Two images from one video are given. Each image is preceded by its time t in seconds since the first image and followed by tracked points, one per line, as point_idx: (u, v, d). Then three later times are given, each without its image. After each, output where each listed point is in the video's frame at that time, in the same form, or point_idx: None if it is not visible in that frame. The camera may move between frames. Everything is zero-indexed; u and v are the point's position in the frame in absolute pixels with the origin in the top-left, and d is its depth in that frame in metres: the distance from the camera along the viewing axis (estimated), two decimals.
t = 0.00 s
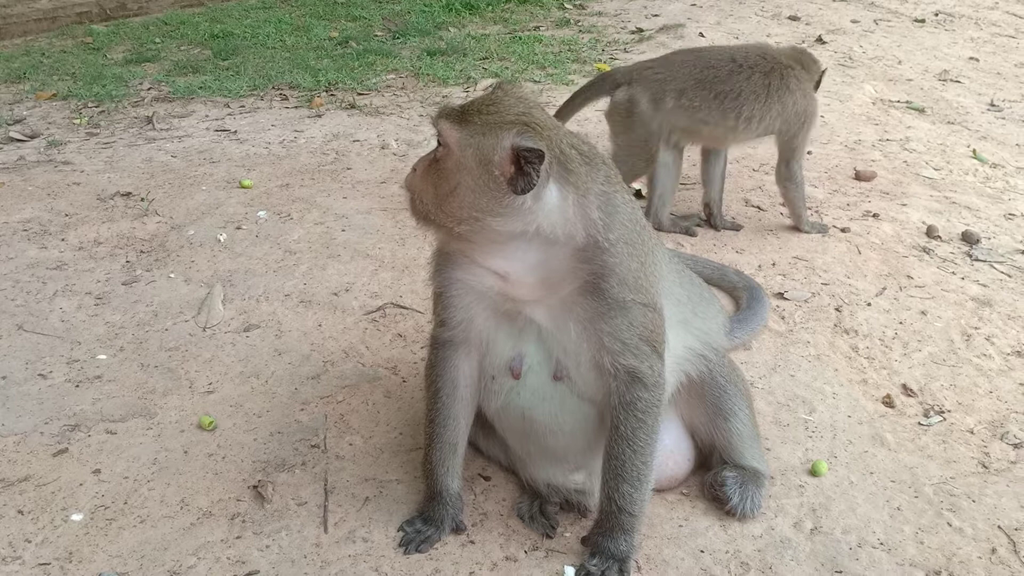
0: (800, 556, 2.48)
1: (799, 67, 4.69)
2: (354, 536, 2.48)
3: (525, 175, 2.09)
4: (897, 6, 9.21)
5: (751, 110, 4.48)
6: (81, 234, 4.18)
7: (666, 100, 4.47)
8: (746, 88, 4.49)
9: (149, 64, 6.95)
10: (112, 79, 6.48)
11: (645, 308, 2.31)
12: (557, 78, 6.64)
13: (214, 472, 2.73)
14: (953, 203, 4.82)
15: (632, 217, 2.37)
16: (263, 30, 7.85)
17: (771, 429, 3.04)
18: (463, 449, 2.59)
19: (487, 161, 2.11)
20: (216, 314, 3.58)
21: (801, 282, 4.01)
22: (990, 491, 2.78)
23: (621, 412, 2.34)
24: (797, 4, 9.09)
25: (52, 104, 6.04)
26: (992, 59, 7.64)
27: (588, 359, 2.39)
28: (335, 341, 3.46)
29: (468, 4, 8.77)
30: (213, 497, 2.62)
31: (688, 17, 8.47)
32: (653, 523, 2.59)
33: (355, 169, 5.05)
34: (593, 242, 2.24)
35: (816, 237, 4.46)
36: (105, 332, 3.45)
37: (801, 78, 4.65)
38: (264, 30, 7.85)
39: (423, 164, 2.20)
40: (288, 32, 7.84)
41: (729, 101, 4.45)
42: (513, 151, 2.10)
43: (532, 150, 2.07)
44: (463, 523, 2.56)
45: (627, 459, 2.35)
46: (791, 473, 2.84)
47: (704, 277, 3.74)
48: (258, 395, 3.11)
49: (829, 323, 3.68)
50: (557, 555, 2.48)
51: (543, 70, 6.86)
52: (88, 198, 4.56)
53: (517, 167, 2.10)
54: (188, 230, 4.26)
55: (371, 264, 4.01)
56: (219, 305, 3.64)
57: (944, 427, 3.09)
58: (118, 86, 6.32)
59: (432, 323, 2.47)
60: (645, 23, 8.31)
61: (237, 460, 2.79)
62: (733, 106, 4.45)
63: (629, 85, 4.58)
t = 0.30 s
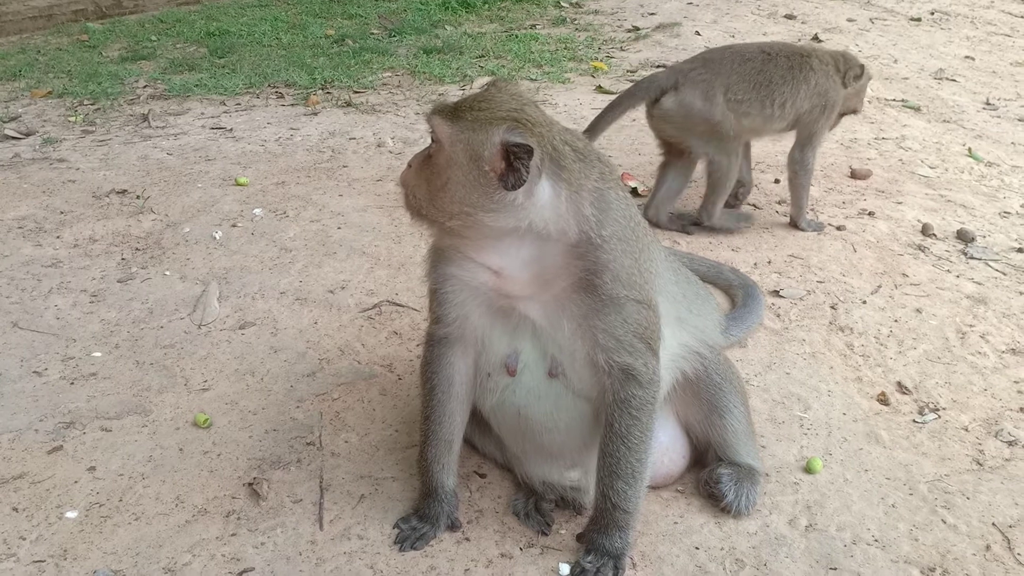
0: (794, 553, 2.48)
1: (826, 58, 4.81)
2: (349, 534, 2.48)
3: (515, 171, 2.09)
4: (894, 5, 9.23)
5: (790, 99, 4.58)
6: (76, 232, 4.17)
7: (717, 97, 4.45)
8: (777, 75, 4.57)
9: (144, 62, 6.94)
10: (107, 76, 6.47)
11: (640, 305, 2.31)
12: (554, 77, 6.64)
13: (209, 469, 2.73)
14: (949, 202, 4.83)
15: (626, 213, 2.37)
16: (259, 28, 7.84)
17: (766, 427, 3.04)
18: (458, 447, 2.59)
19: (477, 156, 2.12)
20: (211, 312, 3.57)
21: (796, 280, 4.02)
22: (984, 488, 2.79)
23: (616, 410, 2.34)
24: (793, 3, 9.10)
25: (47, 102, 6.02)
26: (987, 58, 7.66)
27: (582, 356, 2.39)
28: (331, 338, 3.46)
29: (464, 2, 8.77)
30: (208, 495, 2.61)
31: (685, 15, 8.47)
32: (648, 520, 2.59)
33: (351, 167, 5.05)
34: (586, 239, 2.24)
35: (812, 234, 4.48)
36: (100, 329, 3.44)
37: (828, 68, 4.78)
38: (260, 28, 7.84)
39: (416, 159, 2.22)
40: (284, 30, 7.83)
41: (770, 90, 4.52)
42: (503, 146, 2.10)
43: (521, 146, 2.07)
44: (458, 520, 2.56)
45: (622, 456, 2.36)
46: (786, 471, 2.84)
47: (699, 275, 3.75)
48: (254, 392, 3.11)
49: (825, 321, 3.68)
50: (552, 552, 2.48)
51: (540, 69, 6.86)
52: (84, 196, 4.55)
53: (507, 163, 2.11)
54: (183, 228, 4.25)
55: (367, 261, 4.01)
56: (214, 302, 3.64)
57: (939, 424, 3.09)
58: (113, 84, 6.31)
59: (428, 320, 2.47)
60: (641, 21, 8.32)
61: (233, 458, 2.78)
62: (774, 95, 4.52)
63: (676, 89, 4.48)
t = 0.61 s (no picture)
0: (795, 553, 2.48)
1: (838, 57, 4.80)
2: (349, 534, 2.48)
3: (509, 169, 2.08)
4: (892, 4, 9.23)
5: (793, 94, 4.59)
6: (74, 231, 4.16)
7: (725, 99, 4.56)
8: (779, 69, 4.59)
9: (142, 61, 6.92)
10: (105, 76, 6.45)
11: (638, 305, 2.30)
12: (552, 76, 6.63)
13: (207, 470, 2.72)
14: (947, 200, 4.83)
15: (624, 211, 2.36)
16: (256, 27, 7.82)
17: (766, 426, 3.04)
18: (458, 447, 2.58)
19: (471, 154, 2.11)
20: (210, 312, 3.56)
21: (795, 279, 4.02)
22: (984, 487, 2.79)
23: (614, 410, 2.34)
24: (791, 2, 9.11)
25: (44, 101, 6.01)
26: (986, 57, 7.66)
27: (581, 356, 2.38)
28: (330, 338, 3.45)
29: (462, 2, 8.77)
30: (207, 496, 2.61)
31: (683, 14, 8.47)
32: (648, 520, 2.59)
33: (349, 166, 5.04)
34: (583, 238, 2.24)
35: (811, 234, 4.49)
36: (99, 329, 3.43)
37: (838, 68, 4.78)
38: (257, 27, 7.83)
39: (414, 158, 2.22)
40: (281, 30, 7.82)
41: (770, 85, 4.56)
42: (497, 145, 2.09)
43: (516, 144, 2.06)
44: (458, 520, 2.55)
45: (621, 456, 2.35)
46: (786, 470, 2.84)
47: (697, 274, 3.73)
48: (252, 393, 3.10)
49: (824, 320, 3.68)
50: (552, 553, 2.48)
51: (538, 68, 6.85)
52: (81, 195, 4.54)
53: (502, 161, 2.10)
54: (182, 227, 4.24)
55: (366, 261, 4.00)
56: (213, 302, 3.63)
57: (939, 424, 3.09)
58: (111, 84, 6.30)
59: (427, 320, 2.47)
60: (639, 20, 8.31)
61: (231, 458, 2.78)
62: (775, 89, 4.56)
63: (686, 98, 4.59)
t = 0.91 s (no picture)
0: (793, 551, 2.48)
1: (840, 57, 4.79)
2: (346, 533, 2.47)
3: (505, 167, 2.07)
4: (891, 2, 9.23)
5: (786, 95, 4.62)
6: (72, 231, 4.15)
7: (716, 104, 4.72)
8: (773, 71, 4.64)
9: (140, 61, 6.91)
10: (103, 75, 6.45)
11: (635, 303, 2.30)
12: (550, 74, 6.63)
13: (205, 470, 2.72)
14: (945, 199, 4.83)
15: (621, 210, 2.36)
16: (255, 26, 7.82)
17: (764, 424, 3.04)
18: (455, 446, 2.58)
19: (468, 151, 2.10)
20: (207, 311, 3.56)
21: (793, 277, 4.02)
22: (982, 485, 2.79)
23: (612, 409, 2.34)
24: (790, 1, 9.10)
25: (42, 101, 6.00)
26: (984, 55, 7.66)
27: (578, 354, 2.38)
28: (328, 337, 3.45)
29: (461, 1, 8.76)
30: (204, 495, 2.60)
31: (681, 13, 8.47)
32: (645, 519, 2.59)
33: (347, 165, 5.04)
34: (580, 235, 2.24)
35: (809, 233, 4.49)
36: (96, 329, 3.43)
37: (839, 68, 4.77)
38: (255, 26, 7.82)
39: (413, 152, 2.22)
40: (279, 29, 7.81)
41: (763, 87, 4.62)
42: (494, 142, 2.08)
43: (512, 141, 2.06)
44: (455, 519, 2.55)
45: (618, 455, 2.35)
46: (784, 468, 2.84)
47: (697, 273, 3.73)
48: (250, 392, 3.10)
49: (822, 318, 3.68)
50: (550, 551, 2.48)
51: (536, 67, 6.84)
52: (79, 195, 4.53)
53: (498, 159, 2.09)
54: (179, 227, 4.24)
55: (364, 260, 4.00)
56: (210, 302, 3.63)
57: (936, 422, 3.09)
58: (109, 83, 6.29)
59: (424, 319, 2.47)
60: (638, 19, 8.31)
61: (229, 458, 2.77)
62: (765, 92, 4.62)
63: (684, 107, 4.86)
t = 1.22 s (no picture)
0: (793, 550, 2.48)
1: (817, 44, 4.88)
2: (346, 533, 2.47)
3: (500, 163, 2.07)
4: (890, 1, 9.23)
5: (770, 106, 4.83)
6: (71, 231, 4.15)
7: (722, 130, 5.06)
8: (756, 84, 4.89)
9: (139, 61, 6.91)
10: (102, 76, 6.44)
11: (633, 302, 2.30)
12: (550, 74, 6.63)
13: (204, 470, 2.72)
14: (945, 197, 4.83)
15: (619, 208, 2.36)
16: (254, 26, 7.82)
17: (763, 423, 3.04)
18: (455, 445, 2.58)
19: (465, 146, 2.10)
20: (206, 311, 3.56)
21: (793, 276, 4.01)
22: (982, 484, 2.79)
23: (610, 408, 2.34)
24: None
25: (41, 102, 6.00)
26: (983, 54, 7.66)
27: (576, 353, 2.38)
28: (327, 337, 3.45)
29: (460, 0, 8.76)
30: (204, 495, 2.60)
31: (680, 12, 8.46)
32: (645, 518, 2.59)
33: (346, 165, 5.04)
34: (577, 232, 2.23)
35: (808, 232, 4.49)
36: (95, 329, 3.43)
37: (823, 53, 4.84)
38: (254, 26, 7.82)
39: (413, 144, 2.22)
40: (278, 29, 7.81)
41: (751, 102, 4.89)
42: (492, 139, 2.08)
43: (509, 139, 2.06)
44: (455, 519, 2.55)
45: (617, 454, 2.35)
46: (783, 467, 2.84)
47: (697, 272, 3.74)
48: (249, 392, 3.10)
49: (822, 317, 3.68)
50: (549, 551, 2.48)
51: (535, 66, 6.84)
52: (78, 195, 4.53)
53: (495, 156, 2.09)
54: (178, 227, 4.24)
55: (364, 260, 4.00)
56: (209, 302, 3.63)
57: (936, 420, 3.09)
58: (108, 84, 6.29)
59: (423, 317, 2.47)
60: (637, 18, 8.31)
61: (228, 457, 2.77)
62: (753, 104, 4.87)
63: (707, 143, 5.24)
